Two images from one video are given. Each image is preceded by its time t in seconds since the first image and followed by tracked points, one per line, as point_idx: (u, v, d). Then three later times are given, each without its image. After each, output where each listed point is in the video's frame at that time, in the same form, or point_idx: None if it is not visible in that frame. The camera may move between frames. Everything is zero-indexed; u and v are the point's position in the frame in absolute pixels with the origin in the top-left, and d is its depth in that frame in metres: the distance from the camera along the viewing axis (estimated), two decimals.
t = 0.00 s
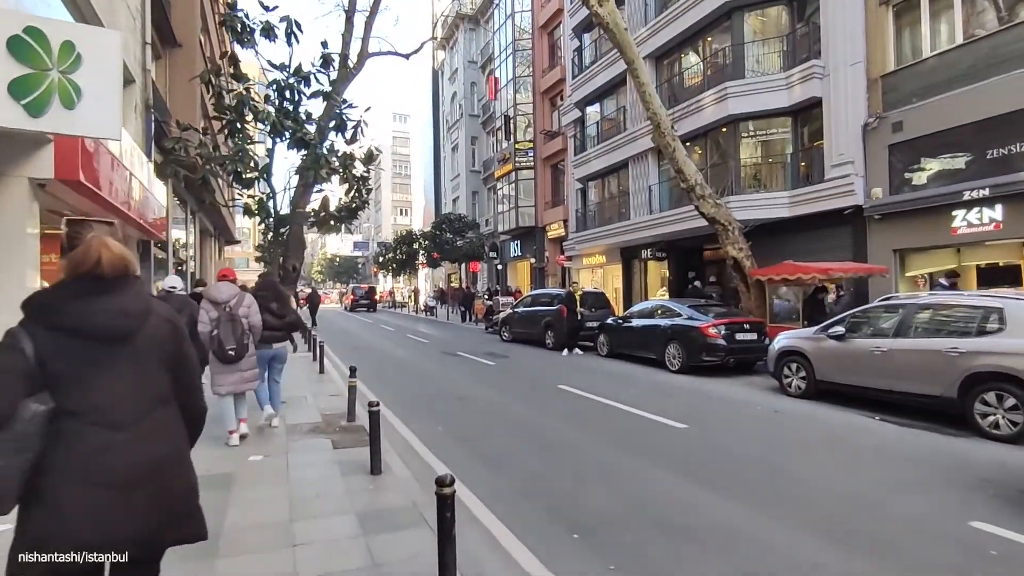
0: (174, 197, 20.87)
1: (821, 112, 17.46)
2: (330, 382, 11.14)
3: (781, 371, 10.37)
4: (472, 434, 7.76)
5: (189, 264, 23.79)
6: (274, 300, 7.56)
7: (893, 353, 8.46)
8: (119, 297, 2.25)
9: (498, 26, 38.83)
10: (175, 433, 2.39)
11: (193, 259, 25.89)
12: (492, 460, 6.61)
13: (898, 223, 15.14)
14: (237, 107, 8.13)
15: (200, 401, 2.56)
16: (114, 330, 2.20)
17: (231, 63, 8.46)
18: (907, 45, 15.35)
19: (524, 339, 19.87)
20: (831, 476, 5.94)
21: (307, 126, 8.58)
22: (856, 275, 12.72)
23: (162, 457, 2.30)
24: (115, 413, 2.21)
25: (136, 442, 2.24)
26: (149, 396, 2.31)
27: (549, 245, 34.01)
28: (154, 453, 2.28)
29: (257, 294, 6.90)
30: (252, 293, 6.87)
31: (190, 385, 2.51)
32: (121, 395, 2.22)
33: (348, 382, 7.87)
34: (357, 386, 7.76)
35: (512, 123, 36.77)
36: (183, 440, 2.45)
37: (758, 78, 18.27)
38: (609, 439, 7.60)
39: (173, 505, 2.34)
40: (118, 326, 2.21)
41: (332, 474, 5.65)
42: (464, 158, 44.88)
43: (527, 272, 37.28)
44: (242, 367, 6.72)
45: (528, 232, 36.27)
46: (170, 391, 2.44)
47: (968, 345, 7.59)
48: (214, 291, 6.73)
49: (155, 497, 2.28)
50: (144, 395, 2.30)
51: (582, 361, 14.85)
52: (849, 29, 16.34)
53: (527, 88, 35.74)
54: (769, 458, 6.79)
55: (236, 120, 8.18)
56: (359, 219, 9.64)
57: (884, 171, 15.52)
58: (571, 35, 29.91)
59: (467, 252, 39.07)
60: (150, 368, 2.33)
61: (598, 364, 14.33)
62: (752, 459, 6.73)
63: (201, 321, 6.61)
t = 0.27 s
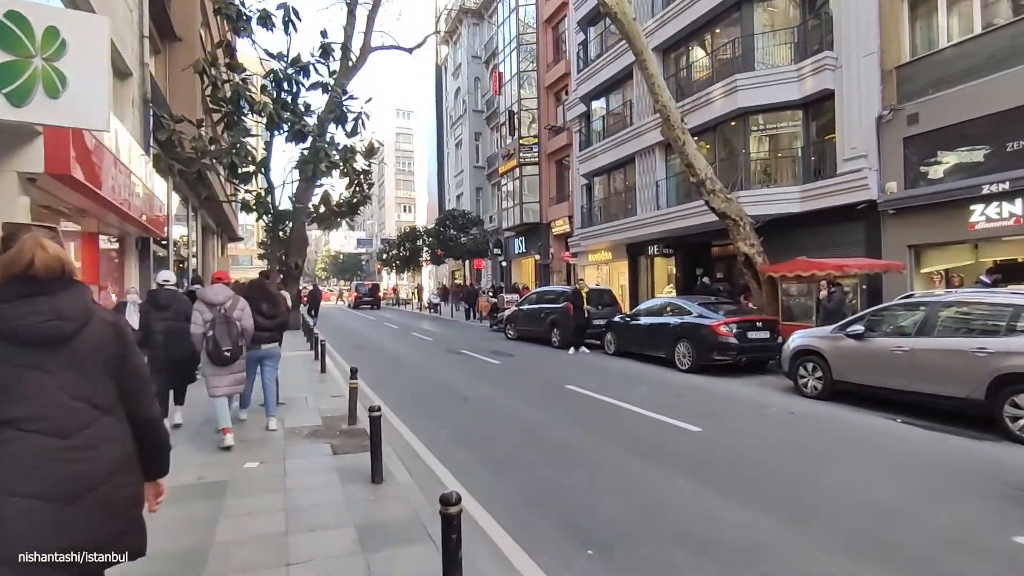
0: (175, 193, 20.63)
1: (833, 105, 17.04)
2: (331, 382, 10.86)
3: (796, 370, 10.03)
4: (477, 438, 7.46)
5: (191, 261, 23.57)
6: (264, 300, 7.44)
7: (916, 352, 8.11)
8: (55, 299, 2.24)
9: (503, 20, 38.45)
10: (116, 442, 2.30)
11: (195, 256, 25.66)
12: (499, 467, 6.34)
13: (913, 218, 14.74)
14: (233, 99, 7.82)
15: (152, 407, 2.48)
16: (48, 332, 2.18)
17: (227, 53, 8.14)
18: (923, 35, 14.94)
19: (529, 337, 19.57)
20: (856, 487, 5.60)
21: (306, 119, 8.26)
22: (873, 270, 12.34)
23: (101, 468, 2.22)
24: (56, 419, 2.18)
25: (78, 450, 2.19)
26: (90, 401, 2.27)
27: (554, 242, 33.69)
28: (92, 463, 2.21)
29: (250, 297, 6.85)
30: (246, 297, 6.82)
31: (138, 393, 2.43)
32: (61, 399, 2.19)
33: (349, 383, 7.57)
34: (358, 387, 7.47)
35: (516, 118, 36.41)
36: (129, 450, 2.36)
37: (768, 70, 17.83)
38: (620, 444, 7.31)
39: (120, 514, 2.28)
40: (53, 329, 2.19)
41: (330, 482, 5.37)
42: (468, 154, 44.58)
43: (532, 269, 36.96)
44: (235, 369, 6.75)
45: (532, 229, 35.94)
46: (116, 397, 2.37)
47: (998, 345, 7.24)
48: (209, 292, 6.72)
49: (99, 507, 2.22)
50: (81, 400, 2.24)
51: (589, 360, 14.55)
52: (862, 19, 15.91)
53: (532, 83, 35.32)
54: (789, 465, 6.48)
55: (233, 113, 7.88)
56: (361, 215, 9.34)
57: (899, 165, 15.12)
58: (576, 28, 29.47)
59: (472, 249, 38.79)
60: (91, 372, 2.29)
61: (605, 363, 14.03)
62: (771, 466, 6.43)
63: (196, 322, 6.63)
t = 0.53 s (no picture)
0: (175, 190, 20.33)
1: (847, 96, 16.59)
2: (332, 382, 10.54)
3: (813, 370, 9.66)
4: (483, 442, 7.13)
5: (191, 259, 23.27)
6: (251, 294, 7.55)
7: (944, 351, 7.74)
8: (13, 296, 2.14)
9: (506, 15, 38.05)
10: (67, 448, 2.24)
11: (196, 253, 25.35)
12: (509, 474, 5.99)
13: (930, 212, 14.34)
14: (229, 88, 7.47)
15: (104, 412, 2.40)
16: (9, 332, 2.09)
17: (222, 40, 7.79)
18: (941, 24, 14.49)
19: (535, 335, 19.23)
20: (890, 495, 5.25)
21: (305, 109, 7.90)
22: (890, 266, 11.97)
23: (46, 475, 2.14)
24: (6, 422, 2.08)
25: (26, 454, 2.11)
26: (40, 406, 2.17)
27: (559, 239, 33.32)
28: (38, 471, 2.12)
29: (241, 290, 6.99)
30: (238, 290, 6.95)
31: (92, 399, 2.36)
32: (12, 402, 2.10)
33: (349, 384, 7.23)
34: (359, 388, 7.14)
35: (520, 113, 36.02)
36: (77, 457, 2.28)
37: (779, 61, 17.40)
38: (635, 448, 6.95)
39: (61, 525, 2.19)
40: (14, 328, 2.10)
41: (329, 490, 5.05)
42: (471, 150, 44.23)
43: (536, 265, 36.60)
44: (225, 362, 6.79)
45: (537, 225, 35.58)
46: (70, 401, 2.30)
47: None
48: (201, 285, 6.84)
49: (39, 516, 2.13)
50: (35, 402, 2.16)
51: (597, 358, 14.20)
52: (878, 8, 15.46)
53: (536, 78, 34.89)
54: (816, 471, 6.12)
55: (228, 102, 7.53)
56: (362, 209, 8.99)
57: (915, 158, 14.70)
58: (581, 21, 29.02)
59: (476, 246, 38.34)
60: (44, 374, 2.19)
61: (614, 362, 13.67)
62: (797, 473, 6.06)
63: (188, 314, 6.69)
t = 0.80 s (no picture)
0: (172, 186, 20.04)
1: (859, 91, 16.18)
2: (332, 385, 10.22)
3: (831, 373, 9.31)
4: (490, 453, 6.81)
5: (190, 257, 22.97)
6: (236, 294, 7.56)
7: (973, 356, 7.37)
8: None
9: (508, 9, 37.62)
10: None
11: (195, 251, 25.04)
12: (517, 493, 5.68)
13: (946, 209, 13.95)
14: (221, 80, 7.12)
15: (38, 429, 2.16)
16: None
17: (214, 29, 7.44)
18: (957, 15, 14.06)
19: (539, 334, 18.90)
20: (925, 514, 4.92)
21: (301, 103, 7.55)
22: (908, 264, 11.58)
23: None
24: None
25: None
26: None
27: (562, 236, 32.98)
28: None
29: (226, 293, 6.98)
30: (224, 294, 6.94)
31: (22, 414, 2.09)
32: None
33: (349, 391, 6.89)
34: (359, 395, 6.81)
35: (523, 110, 35.63)
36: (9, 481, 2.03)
37: (789, 54, 16.99)
38: (648, 461, 6.61)
39: None
40: None
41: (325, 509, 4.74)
42: (473, 147, 43.87)
43: (539, 263, 36.30)
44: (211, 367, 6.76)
45: (539, 223, 35.24)
46: None
47: None
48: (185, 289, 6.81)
49: None
50: None
51: (603, 360, 13.87)
52: None
53: (539, 74, 34.45)
54: (842, 488, 5.78)
55: (221, 95, 7.19)
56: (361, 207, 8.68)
57: (931, 153, 14.29)
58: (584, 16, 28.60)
59: (478, 244, 37.97)
60: None
61: (621, 363, 13.34)
62: (821, 490, 5.72)
63: (172, 318, 6.67)
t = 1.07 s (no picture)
0: (168, 183, 19.71)
1: (867, 85, 15.82)
2: (328, 388, 9.91)
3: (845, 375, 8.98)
4: (491, 460, 6.48)
5: (186, 255, 22.65)
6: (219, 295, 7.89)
7: (998, 358, 7.02)
8: None
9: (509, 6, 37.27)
10: None
11: (192, 249, 24.73)
12: (520, 506, 5.36)
13: (958, 206, 13.60)
14: (210, 69, 6.80)
15: None
16: None
17: (203, 16, 7.11)
18: (970, 7, 13.69)
19: (540, 334, 18.60)
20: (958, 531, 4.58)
21: (295, 92, 7.22)
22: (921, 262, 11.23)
23: None
24: None
25: None
26: None
27: (563, 235, 32.68)
28: None
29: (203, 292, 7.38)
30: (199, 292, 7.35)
31: None
32: None
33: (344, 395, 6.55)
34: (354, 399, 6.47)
35: (524, 107, 35.31)
36: None
37: (795, 48, 16.64)
38: (658, 470, 6.28)
39: None
40: None
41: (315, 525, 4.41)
42: (474, 144, 43.56)
43: (540, 261, 35.99)
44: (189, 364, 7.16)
45: (540, 221, 34.93)
46: None
47: None
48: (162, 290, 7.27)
49: None
50: None
51: (607, 360, 13.54)
52: None
53: (540, 70, 34.10)
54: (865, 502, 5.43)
55: (211, 84, 6.88)
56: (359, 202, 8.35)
57: (942, 149, 13.91)
58: (586, 11, 28.24)
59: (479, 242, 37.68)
60: None
61: (625, 364, 13.01)
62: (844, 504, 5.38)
63: (150, 318, 7.08)
